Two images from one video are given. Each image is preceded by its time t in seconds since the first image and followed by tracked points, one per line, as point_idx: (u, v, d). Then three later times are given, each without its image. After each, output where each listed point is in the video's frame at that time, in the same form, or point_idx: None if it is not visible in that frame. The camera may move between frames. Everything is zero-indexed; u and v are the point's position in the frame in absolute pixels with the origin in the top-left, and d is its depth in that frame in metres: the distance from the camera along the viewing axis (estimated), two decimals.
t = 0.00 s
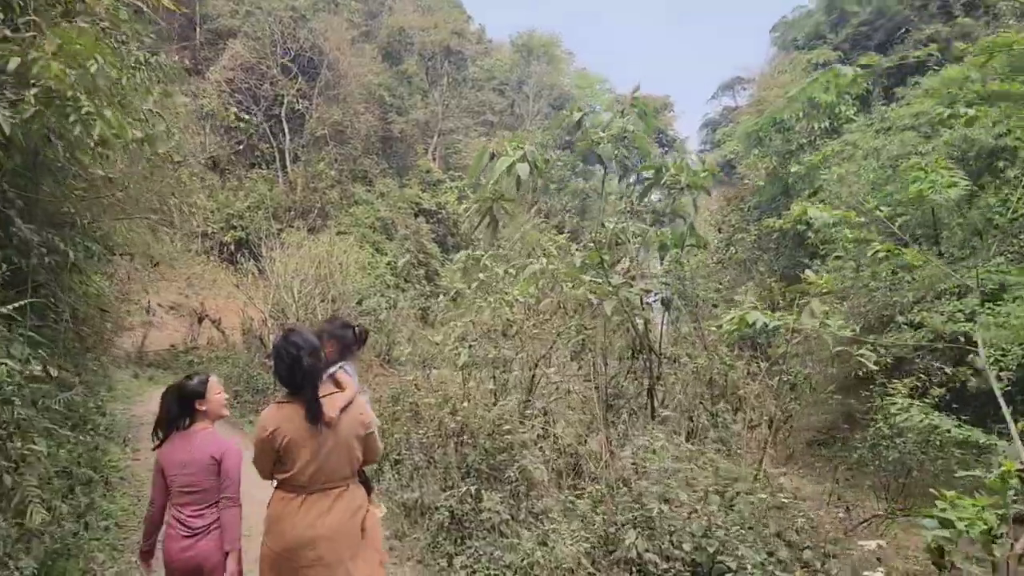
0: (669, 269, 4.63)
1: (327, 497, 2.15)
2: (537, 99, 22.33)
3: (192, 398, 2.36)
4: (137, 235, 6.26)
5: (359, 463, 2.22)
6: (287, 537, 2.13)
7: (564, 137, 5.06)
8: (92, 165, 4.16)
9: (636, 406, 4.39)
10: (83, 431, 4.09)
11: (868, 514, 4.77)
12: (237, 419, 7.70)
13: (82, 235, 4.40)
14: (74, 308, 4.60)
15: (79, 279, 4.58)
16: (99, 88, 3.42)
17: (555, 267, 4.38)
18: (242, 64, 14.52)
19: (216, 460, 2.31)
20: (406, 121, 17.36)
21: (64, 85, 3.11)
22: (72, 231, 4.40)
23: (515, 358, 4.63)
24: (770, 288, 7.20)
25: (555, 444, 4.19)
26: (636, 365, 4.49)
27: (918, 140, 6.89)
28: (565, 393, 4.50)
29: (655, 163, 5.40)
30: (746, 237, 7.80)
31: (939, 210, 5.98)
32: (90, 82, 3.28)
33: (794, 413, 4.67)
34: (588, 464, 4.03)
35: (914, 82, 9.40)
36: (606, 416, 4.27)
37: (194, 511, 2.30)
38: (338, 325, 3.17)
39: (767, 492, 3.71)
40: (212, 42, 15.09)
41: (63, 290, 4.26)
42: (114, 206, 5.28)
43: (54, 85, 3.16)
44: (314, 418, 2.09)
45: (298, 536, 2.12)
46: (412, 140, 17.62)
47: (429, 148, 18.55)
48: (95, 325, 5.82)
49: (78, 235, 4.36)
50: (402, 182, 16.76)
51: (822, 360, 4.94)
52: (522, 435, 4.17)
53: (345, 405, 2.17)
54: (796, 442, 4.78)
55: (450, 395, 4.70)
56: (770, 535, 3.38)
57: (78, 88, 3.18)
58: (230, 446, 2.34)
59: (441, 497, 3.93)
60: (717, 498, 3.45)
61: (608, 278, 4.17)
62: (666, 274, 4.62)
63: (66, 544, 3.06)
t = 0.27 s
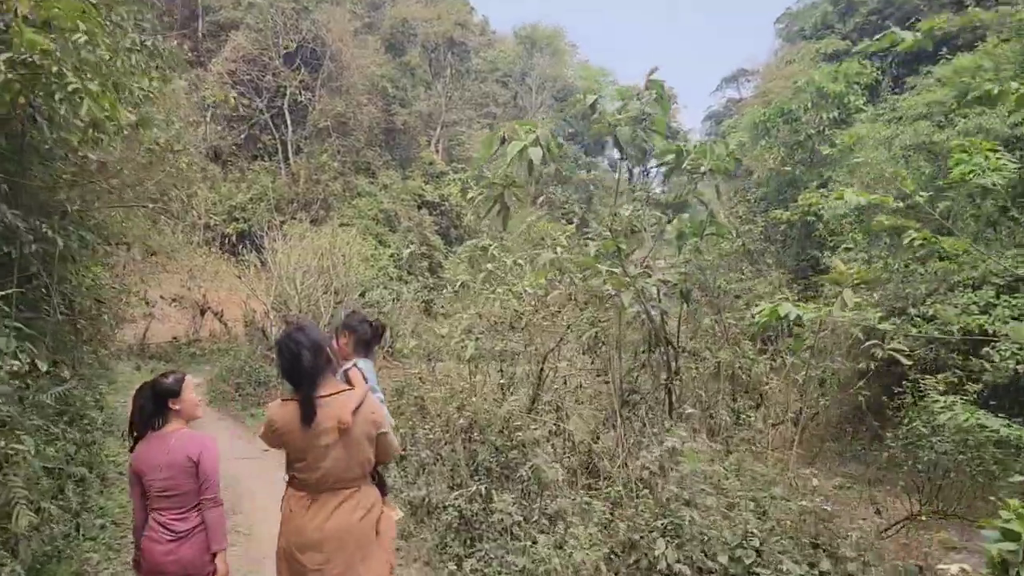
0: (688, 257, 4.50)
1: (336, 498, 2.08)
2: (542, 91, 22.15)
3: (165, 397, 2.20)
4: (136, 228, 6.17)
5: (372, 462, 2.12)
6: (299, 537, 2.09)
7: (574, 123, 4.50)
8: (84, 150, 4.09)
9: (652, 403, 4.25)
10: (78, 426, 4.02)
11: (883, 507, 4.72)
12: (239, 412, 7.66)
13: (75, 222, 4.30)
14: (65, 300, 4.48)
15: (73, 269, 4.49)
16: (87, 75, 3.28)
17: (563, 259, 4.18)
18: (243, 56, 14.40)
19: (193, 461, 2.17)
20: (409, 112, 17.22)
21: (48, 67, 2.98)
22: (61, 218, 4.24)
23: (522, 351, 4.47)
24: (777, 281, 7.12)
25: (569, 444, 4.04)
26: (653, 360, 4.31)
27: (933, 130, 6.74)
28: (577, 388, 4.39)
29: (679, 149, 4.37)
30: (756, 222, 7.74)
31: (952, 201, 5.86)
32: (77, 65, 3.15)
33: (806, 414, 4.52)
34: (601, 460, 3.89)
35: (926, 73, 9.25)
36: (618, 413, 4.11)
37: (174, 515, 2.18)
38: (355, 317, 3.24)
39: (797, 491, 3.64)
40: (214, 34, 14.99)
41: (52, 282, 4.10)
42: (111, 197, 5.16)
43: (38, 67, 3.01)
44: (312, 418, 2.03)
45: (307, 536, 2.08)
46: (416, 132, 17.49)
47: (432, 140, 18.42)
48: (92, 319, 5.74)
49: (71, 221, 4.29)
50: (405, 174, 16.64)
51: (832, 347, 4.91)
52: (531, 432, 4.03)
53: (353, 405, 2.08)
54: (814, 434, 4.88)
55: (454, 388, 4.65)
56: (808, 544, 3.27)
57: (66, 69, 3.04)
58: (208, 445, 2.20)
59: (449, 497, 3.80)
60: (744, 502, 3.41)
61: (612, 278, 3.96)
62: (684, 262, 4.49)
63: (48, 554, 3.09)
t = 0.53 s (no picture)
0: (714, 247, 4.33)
1: (347, 499, 1.99)
2: (548, 85, 21.95)
3: (142, 383, 2.10)
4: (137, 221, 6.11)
5: (383, 460, 2.03)
6: (310, 539, 2.02)
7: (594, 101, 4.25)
8: (78, 133, 3.98)
9: (676, 399, 4.10)
10: (67, 421, 3.95)
11: (926, 504, 4.45)
12: (241, 408, 7.60)
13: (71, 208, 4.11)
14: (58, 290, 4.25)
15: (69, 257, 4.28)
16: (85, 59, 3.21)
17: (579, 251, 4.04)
18: (246, 50, 14.32)
19: (175, 449, 2.07)
20: (414, 107, 17.11)
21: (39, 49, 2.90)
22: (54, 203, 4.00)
23: (532, 347, 4.39)
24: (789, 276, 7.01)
25: (587, 440, 3.95)
26: (675, 354, 4.23)
27: (949, 122, 6.60)
28: (597, 382, 4.28)
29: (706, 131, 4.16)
30: (770, 211, 7.65)
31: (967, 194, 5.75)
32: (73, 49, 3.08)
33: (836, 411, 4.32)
34: (620, 459, 3.84)
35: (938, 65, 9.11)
36: (643, 407, 3.94)
37: (159, 505, 2.09)
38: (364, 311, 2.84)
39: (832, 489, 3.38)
40: (217, 28, 14.89)
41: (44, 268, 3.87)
42: (112, 189, 5.08)
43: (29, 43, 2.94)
44: (316, 417, 1.93)
45: (319, 539, 2.00)
46: (419, 127, 17.36)
47: (436, 135, 18.27)
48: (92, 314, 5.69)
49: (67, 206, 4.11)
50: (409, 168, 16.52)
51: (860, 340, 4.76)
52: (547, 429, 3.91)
53: (360, 403, 1.96)
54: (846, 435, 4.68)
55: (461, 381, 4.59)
56: (861, 553, 3.00)
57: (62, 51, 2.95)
58: (190, 431, 2.11)
59: (460, 497, 3.69)
60: (790, 505, 3.12)
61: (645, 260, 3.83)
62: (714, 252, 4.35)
63: (42, 552, 2.92)
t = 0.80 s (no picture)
0: (741, 235, 4.05)
1: (361, 486, 1.92)
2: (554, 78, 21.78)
3: (135, 386, 1.99)
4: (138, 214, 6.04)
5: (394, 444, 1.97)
6: (316, 531, 1.94)
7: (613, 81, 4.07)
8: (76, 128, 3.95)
9: (700, 395, 3.84)
10: (65, 420, 3.92)
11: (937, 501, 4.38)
12: (246, 404, 7.54)
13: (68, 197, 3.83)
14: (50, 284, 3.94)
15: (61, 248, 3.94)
16: (81, 51, 3.15)
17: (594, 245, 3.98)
18: (250, 44, 14.26)
19: (174, 454, 2.00)
20: (418, 100, 17.02)
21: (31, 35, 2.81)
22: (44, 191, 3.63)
23: (543, 341, 4.27)
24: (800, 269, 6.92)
25: (607, 439, 3.78)
26: (698, 348, 4.01)
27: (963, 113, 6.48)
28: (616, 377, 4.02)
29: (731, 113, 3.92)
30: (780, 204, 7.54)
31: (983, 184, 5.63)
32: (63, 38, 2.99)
33: (873, 406, 4.18)
34: (641, 458, 3.69)
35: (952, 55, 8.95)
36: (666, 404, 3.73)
37: (153, 512, 2.00)
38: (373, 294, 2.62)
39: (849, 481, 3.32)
40: (221, 22, 14.84)
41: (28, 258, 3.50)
42: (111, 181, 5.00)
43: (21, 27, 2.83)
44: (322, 401, 1.87)
45: (334, 532, 1.91)
46: (424, 122, 17.27)
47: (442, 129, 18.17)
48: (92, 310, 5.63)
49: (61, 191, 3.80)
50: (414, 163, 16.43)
51: (892, 332, 4.53)
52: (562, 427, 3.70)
53: (367, 387, 1.91)
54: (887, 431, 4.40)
55: (466, 376, 4.54)
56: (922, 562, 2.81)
57: (55, 36, 2.85)
58: (186, 435, 2.04)
59: (475, 499, 3.61)
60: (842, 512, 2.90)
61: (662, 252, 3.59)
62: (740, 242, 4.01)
63: (31, 558, 2.83)
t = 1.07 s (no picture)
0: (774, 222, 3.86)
1: (379, 484, 1.97)
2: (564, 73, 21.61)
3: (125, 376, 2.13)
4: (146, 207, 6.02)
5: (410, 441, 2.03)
6: (333, 529, 1.97)
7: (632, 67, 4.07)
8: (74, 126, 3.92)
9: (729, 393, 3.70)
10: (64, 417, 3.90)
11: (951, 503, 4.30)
12: (252, 400, 7.50)
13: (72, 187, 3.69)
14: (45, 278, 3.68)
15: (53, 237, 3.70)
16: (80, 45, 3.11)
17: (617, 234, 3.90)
18: (257, 39, 14.22)
19: (163, 434, 2.20)
20: (426, 96, 16.98)
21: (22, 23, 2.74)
22: (28, 175, 3.36)
23: (558, 336, 4.15)
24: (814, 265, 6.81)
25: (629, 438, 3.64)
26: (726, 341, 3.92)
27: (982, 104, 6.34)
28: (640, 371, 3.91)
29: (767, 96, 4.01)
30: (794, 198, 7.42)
31: (999, 175, 5.53)
32: (57, 25, 2.93)
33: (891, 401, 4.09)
34: (665, 460, 3.53)
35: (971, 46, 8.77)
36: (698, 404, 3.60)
37: (142, 494, 2.15)
38: (382, 290, 2.57)
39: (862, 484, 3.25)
40: (229, 18, 14.81)
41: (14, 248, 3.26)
42: (120, 174, 4.97)
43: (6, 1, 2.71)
44: (345, 400, 1.91)
45: (353, 531, 1.95)
46: (432, 117, 17.19)
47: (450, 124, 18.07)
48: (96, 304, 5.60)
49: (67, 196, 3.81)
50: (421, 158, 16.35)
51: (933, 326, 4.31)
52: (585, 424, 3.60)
53: (388, 384, 1.97)
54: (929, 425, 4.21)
55: (473, 373, 4.49)
56: None
57: (46, 21, 2.83)
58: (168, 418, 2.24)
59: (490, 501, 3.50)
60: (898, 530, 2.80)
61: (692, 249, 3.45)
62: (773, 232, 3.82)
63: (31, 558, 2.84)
